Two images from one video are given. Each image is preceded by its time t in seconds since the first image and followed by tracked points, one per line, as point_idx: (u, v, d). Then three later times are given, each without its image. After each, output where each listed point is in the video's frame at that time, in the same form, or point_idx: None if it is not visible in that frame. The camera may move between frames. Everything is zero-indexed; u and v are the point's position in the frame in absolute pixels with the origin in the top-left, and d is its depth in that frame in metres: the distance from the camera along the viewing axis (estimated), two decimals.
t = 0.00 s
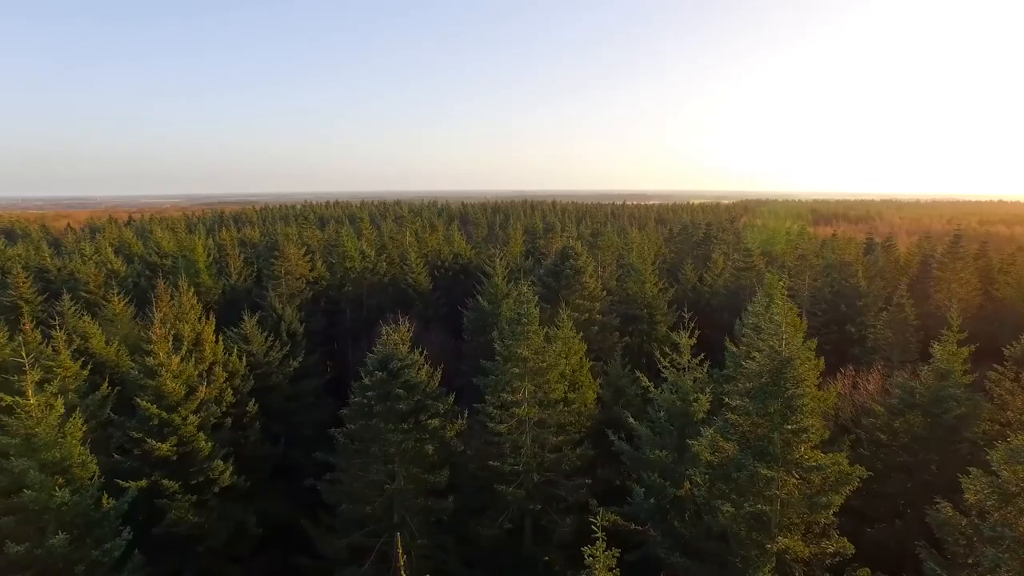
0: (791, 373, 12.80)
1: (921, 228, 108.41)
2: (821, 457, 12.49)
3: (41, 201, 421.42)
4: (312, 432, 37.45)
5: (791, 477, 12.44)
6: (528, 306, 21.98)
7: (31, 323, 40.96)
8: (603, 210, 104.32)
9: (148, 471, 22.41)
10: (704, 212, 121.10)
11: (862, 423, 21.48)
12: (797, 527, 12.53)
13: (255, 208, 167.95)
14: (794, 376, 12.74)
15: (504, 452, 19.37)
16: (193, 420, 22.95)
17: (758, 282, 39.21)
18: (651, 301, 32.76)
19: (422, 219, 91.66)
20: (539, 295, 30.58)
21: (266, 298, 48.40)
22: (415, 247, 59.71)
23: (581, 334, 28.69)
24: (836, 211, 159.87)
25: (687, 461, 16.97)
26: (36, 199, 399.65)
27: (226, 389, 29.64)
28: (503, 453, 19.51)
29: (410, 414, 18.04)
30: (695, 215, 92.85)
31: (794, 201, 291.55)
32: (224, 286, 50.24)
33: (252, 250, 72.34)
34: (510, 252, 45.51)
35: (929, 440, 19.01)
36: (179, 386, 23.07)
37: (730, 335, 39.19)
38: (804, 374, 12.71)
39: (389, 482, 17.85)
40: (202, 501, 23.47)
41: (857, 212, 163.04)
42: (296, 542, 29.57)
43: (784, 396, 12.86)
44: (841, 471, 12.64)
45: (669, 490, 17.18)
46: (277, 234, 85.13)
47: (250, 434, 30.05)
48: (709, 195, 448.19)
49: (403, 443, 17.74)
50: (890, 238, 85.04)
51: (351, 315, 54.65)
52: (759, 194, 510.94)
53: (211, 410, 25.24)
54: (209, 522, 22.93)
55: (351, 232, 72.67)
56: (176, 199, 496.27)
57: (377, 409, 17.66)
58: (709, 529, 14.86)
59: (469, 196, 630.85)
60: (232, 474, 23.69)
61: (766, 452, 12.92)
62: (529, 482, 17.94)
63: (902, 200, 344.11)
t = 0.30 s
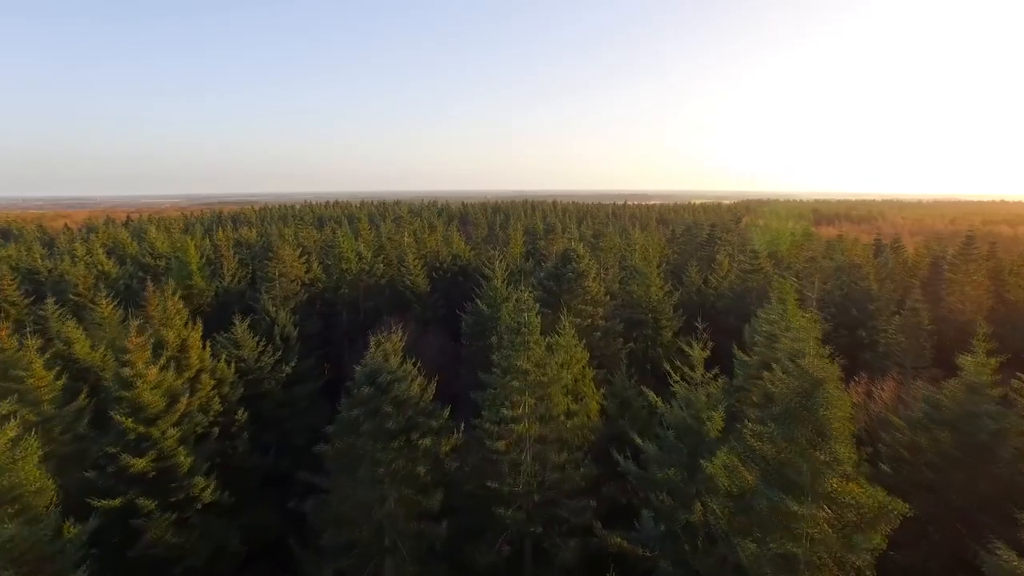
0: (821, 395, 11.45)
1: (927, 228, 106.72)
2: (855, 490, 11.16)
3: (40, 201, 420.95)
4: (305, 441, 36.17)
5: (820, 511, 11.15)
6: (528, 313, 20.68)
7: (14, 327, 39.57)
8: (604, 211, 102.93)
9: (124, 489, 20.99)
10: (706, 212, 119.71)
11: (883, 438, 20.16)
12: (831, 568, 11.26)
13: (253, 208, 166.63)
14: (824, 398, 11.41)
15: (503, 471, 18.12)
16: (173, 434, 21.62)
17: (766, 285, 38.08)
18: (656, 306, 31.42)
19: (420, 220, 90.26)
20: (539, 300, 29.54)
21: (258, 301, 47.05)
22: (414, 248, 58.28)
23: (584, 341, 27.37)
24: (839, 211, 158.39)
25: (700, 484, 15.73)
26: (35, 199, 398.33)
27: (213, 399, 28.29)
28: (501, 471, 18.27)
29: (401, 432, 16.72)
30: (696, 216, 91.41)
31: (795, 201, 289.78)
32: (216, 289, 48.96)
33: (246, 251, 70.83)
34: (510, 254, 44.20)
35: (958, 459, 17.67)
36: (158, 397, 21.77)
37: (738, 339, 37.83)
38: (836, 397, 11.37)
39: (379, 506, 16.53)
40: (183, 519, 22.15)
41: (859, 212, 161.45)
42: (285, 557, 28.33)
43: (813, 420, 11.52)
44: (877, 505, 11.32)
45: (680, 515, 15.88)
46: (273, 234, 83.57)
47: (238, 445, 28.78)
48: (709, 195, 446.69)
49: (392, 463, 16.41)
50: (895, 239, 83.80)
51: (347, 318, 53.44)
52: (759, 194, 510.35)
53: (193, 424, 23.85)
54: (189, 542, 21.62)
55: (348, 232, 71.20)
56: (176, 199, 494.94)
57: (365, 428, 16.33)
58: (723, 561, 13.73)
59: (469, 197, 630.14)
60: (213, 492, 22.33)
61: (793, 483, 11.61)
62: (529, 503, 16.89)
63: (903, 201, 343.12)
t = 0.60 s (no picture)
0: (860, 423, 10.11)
1: (931, 228, 105.54)
2: (900, 532, 9.81)
3: (39, 201, 419.94)
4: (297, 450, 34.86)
5: (860, 555, 9.80)
6: (528, 321, 19.32)
7: None
8: (605, 211, 101.55)
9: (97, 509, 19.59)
10: (708, 212, 118.38)
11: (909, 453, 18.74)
12: None
13: (251, 208, 165.30)
14: (864, 426, 10.08)
15: (501, 495, 16.76)
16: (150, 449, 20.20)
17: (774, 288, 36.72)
18: (662, 310, 30.02)
19: (419, 220, 88.89)
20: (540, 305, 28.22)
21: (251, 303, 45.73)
22: (411, 248, 56.85)
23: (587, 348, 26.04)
24: (841, 211, 157.42)
25: (716, 511, 14.42)
26: (33, 199, 397.09)
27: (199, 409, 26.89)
28: (499, 493, 16.92)
29: (389, 453, 15.41)
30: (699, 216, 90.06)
31: (796, 201, 288.60)
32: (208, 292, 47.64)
33: (242, 252, 69.55)
34: (509, 255, 42.87)
35: (994, 479, 16.13)
36: (136, 411, 20.33)
37: (745, 344, 36.45)
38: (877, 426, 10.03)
39: (365, 535, 15.21)
40: (162, 540, 20.77)
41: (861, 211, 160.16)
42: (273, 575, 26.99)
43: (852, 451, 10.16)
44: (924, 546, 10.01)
45: (693, 543, 14.59)
46: (269, 234, 82.25)
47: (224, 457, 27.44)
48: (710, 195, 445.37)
49: (381, 488, 15.10)
50: (901, 239, 82.35)
51: (343, 321, 52.11)
52: (760, 194, 508.74)
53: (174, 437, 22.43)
54: (167, 564, 20.28)
55: (345, 233, 69.86)
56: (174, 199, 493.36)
57: (350, 450, 15.04)
58: None
59: (468, 197, 628.45)
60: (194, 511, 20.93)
61: (827, 521, 10.30)
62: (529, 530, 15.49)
63: (904, 201, 341.93)
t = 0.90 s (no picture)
0: (910, 457, 8.90)
1: (934, 229, 104.60)
2: None
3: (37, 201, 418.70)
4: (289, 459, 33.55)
5: None
6: (529, 329, 18.05)
7: None
8: (606, 212, 100.34)
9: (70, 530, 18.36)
10: (709, 213, 117.22)
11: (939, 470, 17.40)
12: None
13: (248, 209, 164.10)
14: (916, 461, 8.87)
15: (500, 519, 15.47)
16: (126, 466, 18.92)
17: (783, 291, 35.44)
18: (668, 314, 28.74)
19: (418, 221, 87.68)
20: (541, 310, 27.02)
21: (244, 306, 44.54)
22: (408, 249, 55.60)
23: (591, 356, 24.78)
24: (843, 211, 156.72)
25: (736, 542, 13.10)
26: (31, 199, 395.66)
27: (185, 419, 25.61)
28: (499, 518, 15.60)
29: (377, 477, 14.22)
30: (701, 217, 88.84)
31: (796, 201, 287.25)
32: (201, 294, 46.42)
33: (237, 253, 68.22)
34: (509, 257, 41.64)
35: None
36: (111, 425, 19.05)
37: (753, 348, 35.17)
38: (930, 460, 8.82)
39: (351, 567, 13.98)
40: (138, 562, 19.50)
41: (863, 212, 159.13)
42: None
43: (902, 488, 8.94)
44: None
45: None
46: (266, 235, 80.94)
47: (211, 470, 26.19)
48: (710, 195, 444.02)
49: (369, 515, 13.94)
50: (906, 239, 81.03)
51: (339, 324, 50.89)
52: (760, 194, 508.19)
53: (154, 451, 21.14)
54: None
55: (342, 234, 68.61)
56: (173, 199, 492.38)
57: (334, 474, 13.92)
58: None
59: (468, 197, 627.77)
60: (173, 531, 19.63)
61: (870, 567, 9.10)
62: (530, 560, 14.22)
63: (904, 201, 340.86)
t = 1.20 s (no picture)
0: (982, 504, 8.27)
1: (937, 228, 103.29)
2: None
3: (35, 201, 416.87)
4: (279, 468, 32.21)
5: None
6: (528, 339, 16.75)
7: None
8: (606, 211, 98.73)
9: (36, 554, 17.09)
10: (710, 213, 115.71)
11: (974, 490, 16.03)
12: None
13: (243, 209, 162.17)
14: (989, 508, 8.29)
15: (499, 546, 14.15)
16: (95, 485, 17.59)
17: (794, 293, 34.04)
18: (675, 319, 27.41)
19: (415, 221, 86.15)
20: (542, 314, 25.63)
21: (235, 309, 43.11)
22: (405, 250, 54.15)
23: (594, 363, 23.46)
24: (844, 211, 155.62)
25: None
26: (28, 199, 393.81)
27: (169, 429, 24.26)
28: (497, 545, 14.30)
29: (361, 506, 13.02)
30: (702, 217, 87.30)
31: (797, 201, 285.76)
32: (190, 296, 44.91)
33: (229, 254, 66.65)
34: (509, 259, 40.22)
35: None
36: (81, 441, 17.78)
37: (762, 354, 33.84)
38: (1007, 507, 8.19)
39: None
40: None
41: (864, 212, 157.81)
42: None
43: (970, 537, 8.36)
44: None
45: None
46: (259, 235, 79.28)
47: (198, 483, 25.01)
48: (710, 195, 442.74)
49: (352, 548, 12.74)
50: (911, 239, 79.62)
51: (334, 326, 49.47)
52: (760, 194, 506.79)
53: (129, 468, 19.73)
54: None
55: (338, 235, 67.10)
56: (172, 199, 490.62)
57: (313, 504, 12.79)
58: None
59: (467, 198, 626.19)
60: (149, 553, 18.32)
61: None
62: None
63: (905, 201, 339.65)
